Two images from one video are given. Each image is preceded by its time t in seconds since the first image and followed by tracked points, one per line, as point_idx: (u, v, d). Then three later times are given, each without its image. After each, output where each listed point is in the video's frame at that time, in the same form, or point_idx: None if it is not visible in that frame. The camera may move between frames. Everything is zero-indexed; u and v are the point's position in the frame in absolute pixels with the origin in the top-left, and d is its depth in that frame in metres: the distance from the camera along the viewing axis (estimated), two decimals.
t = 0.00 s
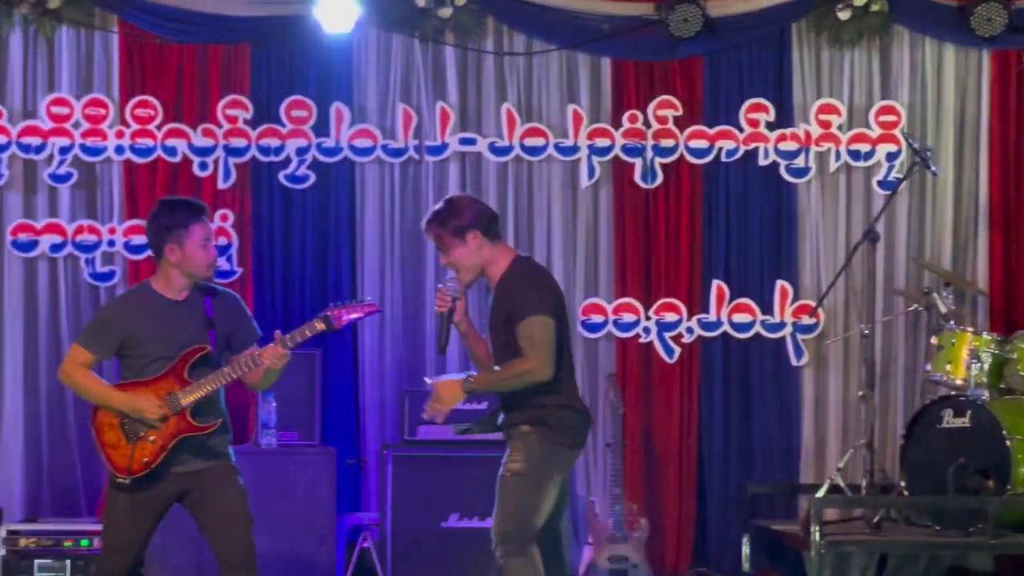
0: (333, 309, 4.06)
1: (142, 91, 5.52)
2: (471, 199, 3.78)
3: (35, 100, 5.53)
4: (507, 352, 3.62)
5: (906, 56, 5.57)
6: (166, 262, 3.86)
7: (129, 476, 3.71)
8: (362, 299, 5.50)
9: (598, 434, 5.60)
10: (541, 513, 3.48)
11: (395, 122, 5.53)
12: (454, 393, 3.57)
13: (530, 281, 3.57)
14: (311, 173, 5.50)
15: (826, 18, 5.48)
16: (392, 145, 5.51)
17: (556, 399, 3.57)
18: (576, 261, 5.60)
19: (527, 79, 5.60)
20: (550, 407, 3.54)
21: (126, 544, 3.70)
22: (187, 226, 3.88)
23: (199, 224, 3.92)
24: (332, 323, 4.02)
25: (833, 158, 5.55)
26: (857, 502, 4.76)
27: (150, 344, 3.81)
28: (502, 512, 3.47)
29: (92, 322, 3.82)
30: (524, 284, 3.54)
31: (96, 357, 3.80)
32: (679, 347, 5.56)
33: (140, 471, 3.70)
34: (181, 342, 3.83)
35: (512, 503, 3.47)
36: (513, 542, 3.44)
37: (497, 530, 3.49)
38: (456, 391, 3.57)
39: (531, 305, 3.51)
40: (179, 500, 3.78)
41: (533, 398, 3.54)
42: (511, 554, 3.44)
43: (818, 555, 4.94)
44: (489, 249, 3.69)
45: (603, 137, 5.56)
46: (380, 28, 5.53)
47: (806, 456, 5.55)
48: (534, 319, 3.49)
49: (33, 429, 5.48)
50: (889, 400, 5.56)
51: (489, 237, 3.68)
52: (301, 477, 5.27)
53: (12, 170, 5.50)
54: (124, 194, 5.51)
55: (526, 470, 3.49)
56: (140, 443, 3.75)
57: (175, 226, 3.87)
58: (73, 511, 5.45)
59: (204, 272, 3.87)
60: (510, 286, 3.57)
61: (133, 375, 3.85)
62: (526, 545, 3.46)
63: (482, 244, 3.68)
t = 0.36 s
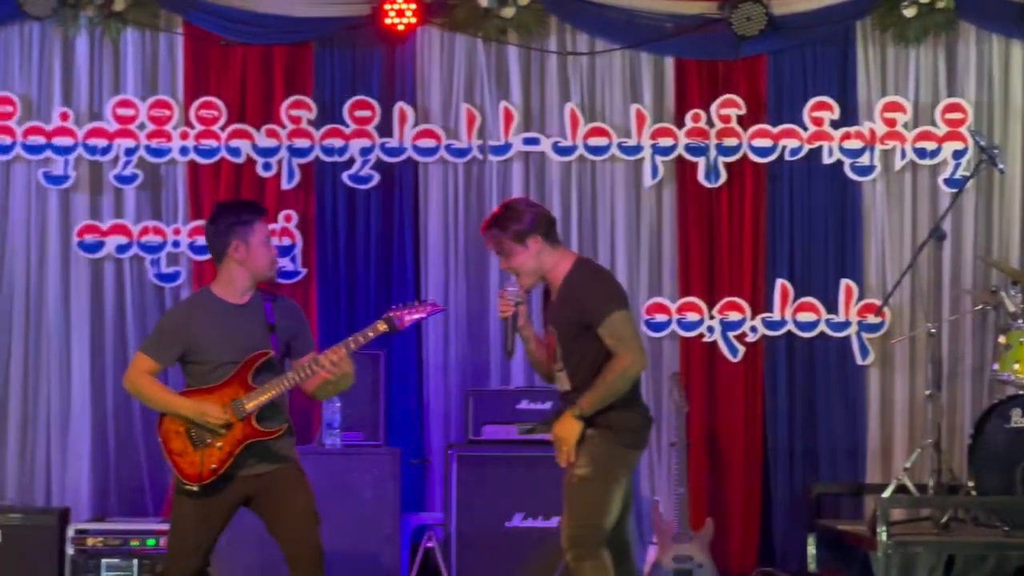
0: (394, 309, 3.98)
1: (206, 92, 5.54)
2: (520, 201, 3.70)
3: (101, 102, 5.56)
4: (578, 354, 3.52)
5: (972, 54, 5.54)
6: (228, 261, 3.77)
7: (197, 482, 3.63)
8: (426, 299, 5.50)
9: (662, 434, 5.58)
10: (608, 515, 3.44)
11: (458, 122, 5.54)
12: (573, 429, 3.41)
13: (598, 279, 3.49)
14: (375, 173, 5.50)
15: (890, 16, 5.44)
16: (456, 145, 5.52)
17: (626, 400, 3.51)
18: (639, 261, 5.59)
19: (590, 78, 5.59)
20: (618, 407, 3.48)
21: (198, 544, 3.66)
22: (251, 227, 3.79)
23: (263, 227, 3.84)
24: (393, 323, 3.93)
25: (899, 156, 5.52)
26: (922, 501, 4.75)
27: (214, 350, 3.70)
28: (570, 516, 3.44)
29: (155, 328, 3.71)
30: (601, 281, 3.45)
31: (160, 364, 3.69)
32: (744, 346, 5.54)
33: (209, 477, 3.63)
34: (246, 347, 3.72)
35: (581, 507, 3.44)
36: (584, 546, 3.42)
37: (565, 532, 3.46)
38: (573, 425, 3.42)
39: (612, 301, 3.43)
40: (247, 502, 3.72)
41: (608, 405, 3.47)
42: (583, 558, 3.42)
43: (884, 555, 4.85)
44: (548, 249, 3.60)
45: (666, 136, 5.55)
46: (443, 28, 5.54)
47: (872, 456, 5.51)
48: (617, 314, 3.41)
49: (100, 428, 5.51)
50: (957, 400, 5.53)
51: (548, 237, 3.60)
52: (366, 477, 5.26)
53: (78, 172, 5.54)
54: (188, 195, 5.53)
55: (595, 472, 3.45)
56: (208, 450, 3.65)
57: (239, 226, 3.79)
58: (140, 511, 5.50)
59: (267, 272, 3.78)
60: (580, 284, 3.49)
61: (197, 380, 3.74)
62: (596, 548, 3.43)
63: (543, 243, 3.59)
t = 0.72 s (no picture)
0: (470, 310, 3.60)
1: (282, 93, 5.56)
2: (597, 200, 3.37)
3: (178, 103, 5.58)
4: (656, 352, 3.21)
5: None
6: (304, 267, 3.39)
7: (274, 486, 3.30)
8: (503, 298, 5.52)
9: (738, 432, 5.58)
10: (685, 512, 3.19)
11: (534, 121, 5.55)
12: (636, 425, 3.13)
13: (677, 275, 3.17)
14: (451, 173, 5.52)
15: (968, 12, 5.44)
16: (531, 145, 5.53)
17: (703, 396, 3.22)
18: (715, 260, 5.58)
19: (665, 77, 5.59)
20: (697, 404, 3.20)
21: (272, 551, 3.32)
22: (333, 233, 3.40)
23: (345, 234, 3.44)
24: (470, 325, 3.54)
25: (978, 153, 5.48)
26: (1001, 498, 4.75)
27: (290, 351, 3.33)
28: (645, 512, 3.18)
29: (227, 329, 3.35)
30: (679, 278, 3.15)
31: (234, 366, 3.33)
32: (820, 344, 5.51)
33: (286, 482, 3.29)
34: (324, 345, 3.35)
35: (657, 505, 3.16)
36: (660, 544, 3.15)
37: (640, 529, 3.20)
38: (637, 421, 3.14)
39: (688, 301, 3.12)
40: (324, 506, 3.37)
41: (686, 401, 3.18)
42: (661, 557, 3.15)
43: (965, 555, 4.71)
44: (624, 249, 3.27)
45: (741, 135, 5.54)
46: (518, 28, 5.55)
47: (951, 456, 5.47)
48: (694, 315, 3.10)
49: (178, 428, 5.54)
50: None
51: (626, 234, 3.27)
52: (442, 476, 5.25)
53: (155, 172, 5.57)
54: (264, 195, 5.54)
55: (672, 469, 3.17)
56: (284, 454, 3.31)
57: (319, 232, 3.39)
58: (218, 510, 5.52)
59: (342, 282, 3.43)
60: (659, 282, 3.17)
61: (272, 383, 3.38)
62: (673, 546, 3.17)
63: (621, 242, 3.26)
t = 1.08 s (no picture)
0: (534, 317, 3.73)
1: (343, 92, 5.57)
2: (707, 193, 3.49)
3: (240, 103, 5.61)
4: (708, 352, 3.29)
5: None
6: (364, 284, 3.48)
7: (332, 484, 3.44)
8: (565, 297, 5.52)
9: (801, 431, 5.56)
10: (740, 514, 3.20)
11: (595, 120, 5.55)
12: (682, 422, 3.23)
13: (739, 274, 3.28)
14: (512, 171, 5.53)
15: None
16: (592, 144, 5.53)
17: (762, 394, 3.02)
18: (777, 258, 5.56)
19: (727, 75, 5.58)
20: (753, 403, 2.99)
21: (335, 550, 3.42)
22: (394, 265, 3.45)
23: (407, 265, 3.47)
24: (531, 331, 3.67)
25: None
26: None
27: (350, 353, 3.50)
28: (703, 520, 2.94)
29: (289, 332, 3.54)
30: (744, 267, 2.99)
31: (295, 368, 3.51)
32: (883, 343, 5.48)
33: (344, 480, 3.44)
34: (387, 350, 3.53)
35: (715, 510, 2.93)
36: (717, 550, 2.91)
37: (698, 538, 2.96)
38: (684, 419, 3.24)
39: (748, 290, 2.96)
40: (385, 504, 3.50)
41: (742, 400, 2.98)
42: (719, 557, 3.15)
43: None
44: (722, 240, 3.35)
45: (804, 133, 5.52)
46: (579, 27, 5.55)
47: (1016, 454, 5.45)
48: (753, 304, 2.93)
49: (241, 427, 5.54)
50: None
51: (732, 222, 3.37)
52: (503, 477, 5.14)
53: (217, 172, 5.58)
54: (326, 194, 5.55)
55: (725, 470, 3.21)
56: (344, 453, 3.46)
57: (380, 259, 3.45)
58: (281, 508, 5.51)
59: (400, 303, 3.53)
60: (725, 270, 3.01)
61: (332, 385, 3.55)
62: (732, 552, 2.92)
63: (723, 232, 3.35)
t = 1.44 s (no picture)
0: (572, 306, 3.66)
1: (389, 91, 5.59)
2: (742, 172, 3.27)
3: (285, 103, 5.62)
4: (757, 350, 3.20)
5: None
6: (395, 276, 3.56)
7: (375, 480, 3.47)
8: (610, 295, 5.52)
9: (848, 430, 5.54)
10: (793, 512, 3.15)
11: (640, 119, 5.55)
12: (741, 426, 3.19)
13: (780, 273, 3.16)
14: (557, 170, 5.52)
15: None
16: (637, 142, 5.52)
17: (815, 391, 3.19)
18: (823, 257, 5.55)
19: (772, 74, 5.58)
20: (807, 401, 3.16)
21: (373, 549, 3.46)
22: (414, 255, 3.47)
23: (429, 256, 3.48)
24: (570, 319, 3.60)
25: None
26: None
27: (390, 349, 3.53)
28: (754, 511, 3.16)
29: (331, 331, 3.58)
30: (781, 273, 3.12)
31: (337, 367, 3.55)
32: (930, 341, 5.46)
33: (386, 476, 3.46)
34: (434, 346, 3.54)
35: (766, 503, 3.15)
36: (768, 541, 3.14)
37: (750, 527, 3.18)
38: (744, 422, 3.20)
39: (788, 297, 3.10)
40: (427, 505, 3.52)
41: (796, 398, 3.15)
42: (768, 553, 3.13)
43: None
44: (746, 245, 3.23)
45: (849, 131, 5.51)
46: (624, 26, 5.55)
47: None
48: (791, 311, 3.08)
49: (286, 425, 5.55)
50: None
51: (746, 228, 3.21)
52: (550, 475, 5.00)
53: (262, 171, 5.60)
54: (371, 192, 5.56)
55: (780, 468, 3.15)
56: (387, 449, 3.48)
57: (402, 250, 3.49)
58: (326, 508, 5.51)
59: (430, 297, 3.52)
60: (762, 276, 3.16)
61: (374, 382, 3.57)
62: (782, 544, 3.14)
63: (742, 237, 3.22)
